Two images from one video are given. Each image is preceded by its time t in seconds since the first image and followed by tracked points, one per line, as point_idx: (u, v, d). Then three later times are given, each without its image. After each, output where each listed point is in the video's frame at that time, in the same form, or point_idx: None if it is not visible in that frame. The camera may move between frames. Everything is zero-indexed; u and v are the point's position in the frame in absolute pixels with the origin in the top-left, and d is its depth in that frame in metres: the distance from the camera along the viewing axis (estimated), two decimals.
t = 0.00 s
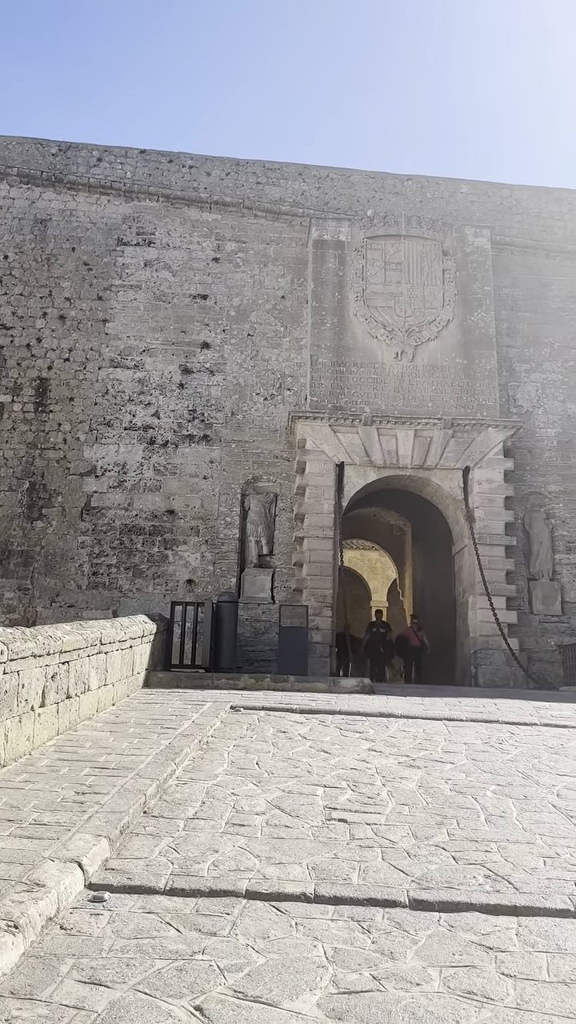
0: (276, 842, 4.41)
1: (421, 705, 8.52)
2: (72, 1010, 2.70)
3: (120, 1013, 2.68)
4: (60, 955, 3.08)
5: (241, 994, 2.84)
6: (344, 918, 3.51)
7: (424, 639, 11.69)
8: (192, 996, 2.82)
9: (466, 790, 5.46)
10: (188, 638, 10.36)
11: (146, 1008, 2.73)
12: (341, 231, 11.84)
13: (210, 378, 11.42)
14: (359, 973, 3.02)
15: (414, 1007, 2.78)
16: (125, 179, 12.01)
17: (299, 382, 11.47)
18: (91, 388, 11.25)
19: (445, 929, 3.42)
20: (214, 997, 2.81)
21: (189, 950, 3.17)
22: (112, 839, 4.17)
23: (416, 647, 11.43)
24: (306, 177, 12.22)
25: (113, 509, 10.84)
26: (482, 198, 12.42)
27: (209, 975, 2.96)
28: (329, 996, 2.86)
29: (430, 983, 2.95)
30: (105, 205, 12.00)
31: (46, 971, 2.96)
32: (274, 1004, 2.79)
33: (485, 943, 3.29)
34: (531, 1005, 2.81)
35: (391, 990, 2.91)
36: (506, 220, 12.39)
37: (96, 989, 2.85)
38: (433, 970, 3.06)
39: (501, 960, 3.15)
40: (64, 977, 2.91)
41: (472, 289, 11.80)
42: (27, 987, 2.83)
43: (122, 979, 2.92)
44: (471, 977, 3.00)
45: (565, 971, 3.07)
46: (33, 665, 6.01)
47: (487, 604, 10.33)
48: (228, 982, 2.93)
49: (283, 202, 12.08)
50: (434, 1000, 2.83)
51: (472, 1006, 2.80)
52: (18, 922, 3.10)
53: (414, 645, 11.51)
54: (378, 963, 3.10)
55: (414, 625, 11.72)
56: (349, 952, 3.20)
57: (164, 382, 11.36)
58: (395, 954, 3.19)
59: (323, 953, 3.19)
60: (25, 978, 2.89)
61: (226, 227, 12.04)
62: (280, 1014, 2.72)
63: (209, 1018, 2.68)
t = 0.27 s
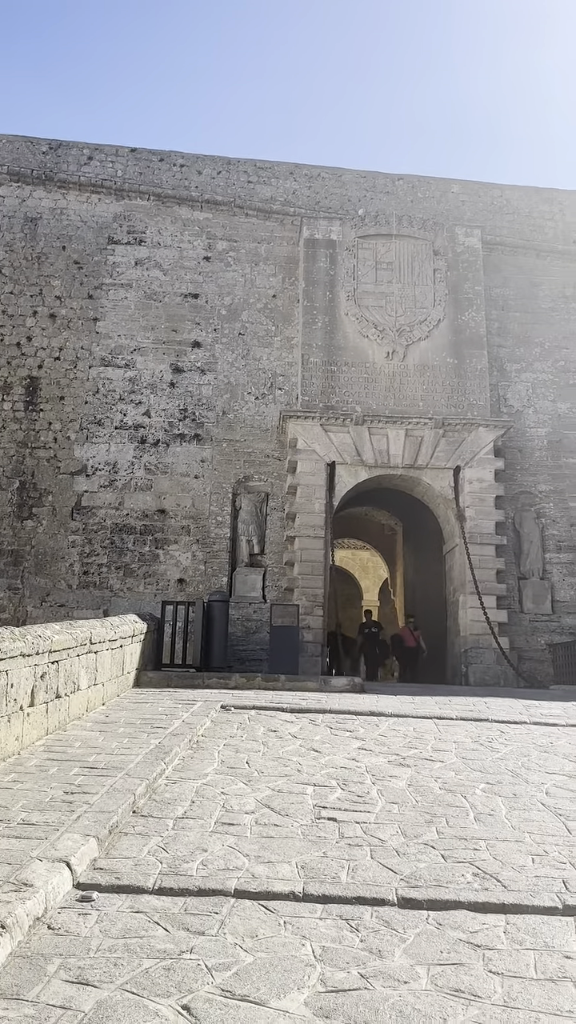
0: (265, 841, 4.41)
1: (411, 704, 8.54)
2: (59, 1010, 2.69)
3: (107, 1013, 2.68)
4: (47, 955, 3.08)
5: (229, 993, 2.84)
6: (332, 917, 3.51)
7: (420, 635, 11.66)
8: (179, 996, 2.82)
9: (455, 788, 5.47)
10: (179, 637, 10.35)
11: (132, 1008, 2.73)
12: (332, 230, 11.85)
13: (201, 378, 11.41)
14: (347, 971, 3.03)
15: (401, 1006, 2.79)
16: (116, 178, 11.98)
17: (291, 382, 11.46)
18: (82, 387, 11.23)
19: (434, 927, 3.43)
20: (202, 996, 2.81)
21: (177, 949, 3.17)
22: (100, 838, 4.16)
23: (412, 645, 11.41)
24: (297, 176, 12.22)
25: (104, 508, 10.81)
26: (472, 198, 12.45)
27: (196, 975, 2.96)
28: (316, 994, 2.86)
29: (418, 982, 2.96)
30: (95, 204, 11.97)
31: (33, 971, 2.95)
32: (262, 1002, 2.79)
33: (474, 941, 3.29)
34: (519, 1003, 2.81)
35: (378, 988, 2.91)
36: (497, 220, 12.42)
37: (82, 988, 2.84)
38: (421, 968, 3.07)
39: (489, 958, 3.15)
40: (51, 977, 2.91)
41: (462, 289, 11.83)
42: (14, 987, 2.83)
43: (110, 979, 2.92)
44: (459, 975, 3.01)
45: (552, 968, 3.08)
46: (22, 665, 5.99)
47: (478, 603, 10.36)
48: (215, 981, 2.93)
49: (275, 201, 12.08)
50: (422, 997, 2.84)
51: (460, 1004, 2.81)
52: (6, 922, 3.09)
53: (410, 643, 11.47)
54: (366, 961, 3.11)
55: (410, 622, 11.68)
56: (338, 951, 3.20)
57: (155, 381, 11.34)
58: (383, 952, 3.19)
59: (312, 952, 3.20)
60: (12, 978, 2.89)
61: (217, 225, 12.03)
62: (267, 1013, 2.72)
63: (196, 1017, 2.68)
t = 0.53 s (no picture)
0: (255, 841, 4.41)
1: (402, 703, 8.55)
2: (46, 1011, 2.68)
3: (94, 1013, 2.68)
4: (35, 956, 3.07)
5: (216, 993, 2.84)
6: (321, 916, 3.51)
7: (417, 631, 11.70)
8: (167, 995, 2.81)
9: (445, 787, 5.48)
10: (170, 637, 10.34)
11: (119, 1008, 2.73)
12: (323, 229, 11.84)
13: (192, 377, 11.39)
14: (336, 971, 3.03)
15: (389, 1005, 2.79)
16: (106, 176, 11.95)
17: (282, 381, 11.46)
18: (72, 387, 11.20)
19: (423, 925, 3.43)
20: (190, 996, 2.81)
21: (165, 949, 3.16)
22: (89, 839, 4.15)
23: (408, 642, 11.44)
24: (288, 175, 12.22)
25: (95, 508, 10.79)
26: (463, 198, 12.47)
27: (184, 975, 2.96)
28: (304, 994, 2.86)
29: (407, 981, 2.96)
30: (86, 203, 11.94)
31: (20, 972, 2.94)
32: (250, 1003, 2.78)
33: (462, 940, 3.30)
34: (507, 1001, 2.82)
35: (367, 987, 2.91)
36: (488, 220, 12.44)
37: (70, 989, 2.84)
38: (410, 967, 3.07)
39: (478, 957, 3.16)
40: (39, 977, 2.90)
41: (453, 289, 11.84)
42: (1, 988, 2.82)
43: (97, 979, 2.92)
44: (447, 973, 3.01)
45: (540, 966, 3.08)
46: (11, 665, 5.97)
47: (469, 603, 10.38)
48: (203, 981, 2.92)
49: (266, 201, 12.07)
50: (411, 997, 2.84)
51: (449, 1003, 2.81)
52: None
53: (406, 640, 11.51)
54: (354, 961, 3.11)
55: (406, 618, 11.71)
56: (326, 950, 3.20)
57: (145, 380, 11.32)
58: (372, 952, 3.19)
59: (300, 951, 3.20)
60: None
61: (208, 224, 12.01)
62: (256, 1013, 2.71)
63: (184, 1017, 2.67)
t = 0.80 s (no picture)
0: (246, 841, 4.40)
1: (393, 703, 8.56)
2: (34, 1014, 2.67)
3: (83, 1015, 2.67)
4: (25, 958, 3.05)
5: (206, 994, 2.83)
6: (312, 917, 3.51)
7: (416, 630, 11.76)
8: (157, 996, 2.81)
9: (436, 787, 5.48)
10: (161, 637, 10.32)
11: (109, 1009, 2.72)
12: (314, 230, 11.85)
13: (183, 377, 11.38)
14: (327, 971, 3.03)
15: (379, 1005, 2.79)
16: (97, 176, 11.92)
17: (273, 381, 11.46)
18: (63, 387, 11.16)
19: (414, 925, 3.43)
20: (180, 997, 2.80)
21: (155, 950, 3.16)
22: (79, 840, 4.13)
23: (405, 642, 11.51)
24: (279, 176, 12.22)
25: (85, 508, 10.76)
26: (454, 198, 12.50)
27: (175, 976, 2.95)
28: (295, 994, 2.86)
29: (397, 980, 2.96)
30: (76, 202, 11.91)
31: (9, 975, 2.93)
32: (240, 1003, 2.78)
33: (453, 939, 3.30)
34: (496, 1001, 2.82)
35: (357, 987, 2.91)
36: (479, 221, 12.48)
37: (59, 991, 2.83)
38: (400, 967, 3.07)
39: (468, 957, 3.16)
40: (28, 980, 2.89)
41: (444, 289, 11.87)
42: None
43: (87, 981, 2.91)
44: (437, 973, 3.01)
45: (530, 965, 3.09)
46: (0, 667, 5.93)
47: (460, 603, 10.40)
48: (194, 982, 2.92)
49: (256, 201, 12.07)
50: (401, 997, 2.84)
51: (439, 1003, 2.81)
52: None
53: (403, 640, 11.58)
54: (345, 961, 3.11)
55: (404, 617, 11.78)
56: (317, 950, 3.20)
57: (136, 380, 11.30)
58: (362, 952, 3.19)
59: (291, 951, 3.19)
60: None
61: (199, 224, 12.00)
62: (246, 1013, 2.72)
63: (173, 1018, 2.67)
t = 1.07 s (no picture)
0: (236, 843, 4.39)
1: (384, 703, 8.57)
2: (23, 1016, 2.66)
3: (73, 1018, 2.66)
4: (14, 961, 3.04)
5: (197, 995, 2.83)
6: (302, 918, 3.51)
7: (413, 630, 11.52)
8: (147, 999, 2.80)
9: (427, 787, 5.49)
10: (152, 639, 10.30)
11: (99, 1012, 2.71)
12: (305, 231, 11.87)
13: (174, 378, 11.36)
14: (317, 972, 3.03)
15: (370, 1005, 2.79)
16: (87, 177, 11.90)
17: (264, 382, 11.46)
18: (53, 388, 11.13)
19: (404, 926, 3.43)
20: (169, 1000, 2.79)
21: (145, 952, 3.15)
22: (69, 842, 4.11)
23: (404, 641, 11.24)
24: (270, 177, 12.22)
25: (76, 509, 10.72)
26: (444, 200, 12.54)
27: (165, 978, 2.94)
28: (285, 995, 2.86)
29: (388, 981, 2.96)
30: (67, 203, 11.88)
31: None
32: (230, 1005, 2.78)
33: (443, 940, 3.30)
34: (487, 1001, 2.83)
35: (348, 988, 2.91)
36: (469, 222, 12.52)
37: (48, 994, 2.81)
38: (390, 967, 3.07)
39: (459, 957, 3.16)
40: (17, 982, 2.88)
41: (434, 291, 11.90)
42: None
43: (77, 983, 2.90)
44: (427, 973, 3.02)
45: (520, 965, 3.10)
46: None
47: (451, 603, 10.43)
48: (184, 984, 2.91)
49: (247, 202, 12.07)
50: (392, 997, 2.84)
51: (430, 1003, 2.81)
52: None
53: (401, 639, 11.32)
54: (335, 962, 3.11)
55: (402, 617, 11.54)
56: (307, 951, 3.20)
57: (127, 381, 11.28)
58: (353, 952, 3.19)
59: (281, 952, 3.19)
60: None
61: (189, 225, 11.99)
62: (236, 1015, 2.71)
63: (163, 1020, 2.66)
